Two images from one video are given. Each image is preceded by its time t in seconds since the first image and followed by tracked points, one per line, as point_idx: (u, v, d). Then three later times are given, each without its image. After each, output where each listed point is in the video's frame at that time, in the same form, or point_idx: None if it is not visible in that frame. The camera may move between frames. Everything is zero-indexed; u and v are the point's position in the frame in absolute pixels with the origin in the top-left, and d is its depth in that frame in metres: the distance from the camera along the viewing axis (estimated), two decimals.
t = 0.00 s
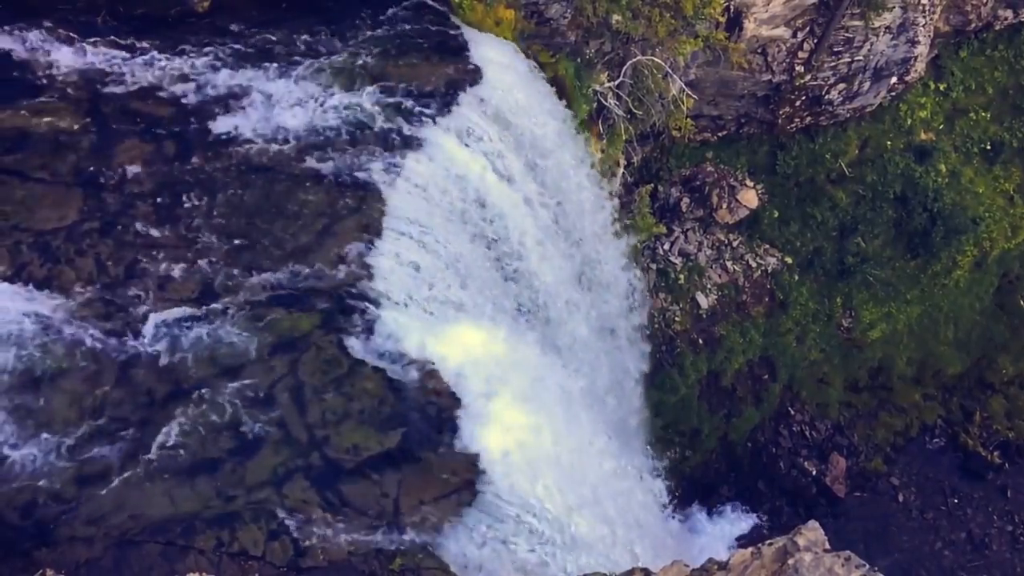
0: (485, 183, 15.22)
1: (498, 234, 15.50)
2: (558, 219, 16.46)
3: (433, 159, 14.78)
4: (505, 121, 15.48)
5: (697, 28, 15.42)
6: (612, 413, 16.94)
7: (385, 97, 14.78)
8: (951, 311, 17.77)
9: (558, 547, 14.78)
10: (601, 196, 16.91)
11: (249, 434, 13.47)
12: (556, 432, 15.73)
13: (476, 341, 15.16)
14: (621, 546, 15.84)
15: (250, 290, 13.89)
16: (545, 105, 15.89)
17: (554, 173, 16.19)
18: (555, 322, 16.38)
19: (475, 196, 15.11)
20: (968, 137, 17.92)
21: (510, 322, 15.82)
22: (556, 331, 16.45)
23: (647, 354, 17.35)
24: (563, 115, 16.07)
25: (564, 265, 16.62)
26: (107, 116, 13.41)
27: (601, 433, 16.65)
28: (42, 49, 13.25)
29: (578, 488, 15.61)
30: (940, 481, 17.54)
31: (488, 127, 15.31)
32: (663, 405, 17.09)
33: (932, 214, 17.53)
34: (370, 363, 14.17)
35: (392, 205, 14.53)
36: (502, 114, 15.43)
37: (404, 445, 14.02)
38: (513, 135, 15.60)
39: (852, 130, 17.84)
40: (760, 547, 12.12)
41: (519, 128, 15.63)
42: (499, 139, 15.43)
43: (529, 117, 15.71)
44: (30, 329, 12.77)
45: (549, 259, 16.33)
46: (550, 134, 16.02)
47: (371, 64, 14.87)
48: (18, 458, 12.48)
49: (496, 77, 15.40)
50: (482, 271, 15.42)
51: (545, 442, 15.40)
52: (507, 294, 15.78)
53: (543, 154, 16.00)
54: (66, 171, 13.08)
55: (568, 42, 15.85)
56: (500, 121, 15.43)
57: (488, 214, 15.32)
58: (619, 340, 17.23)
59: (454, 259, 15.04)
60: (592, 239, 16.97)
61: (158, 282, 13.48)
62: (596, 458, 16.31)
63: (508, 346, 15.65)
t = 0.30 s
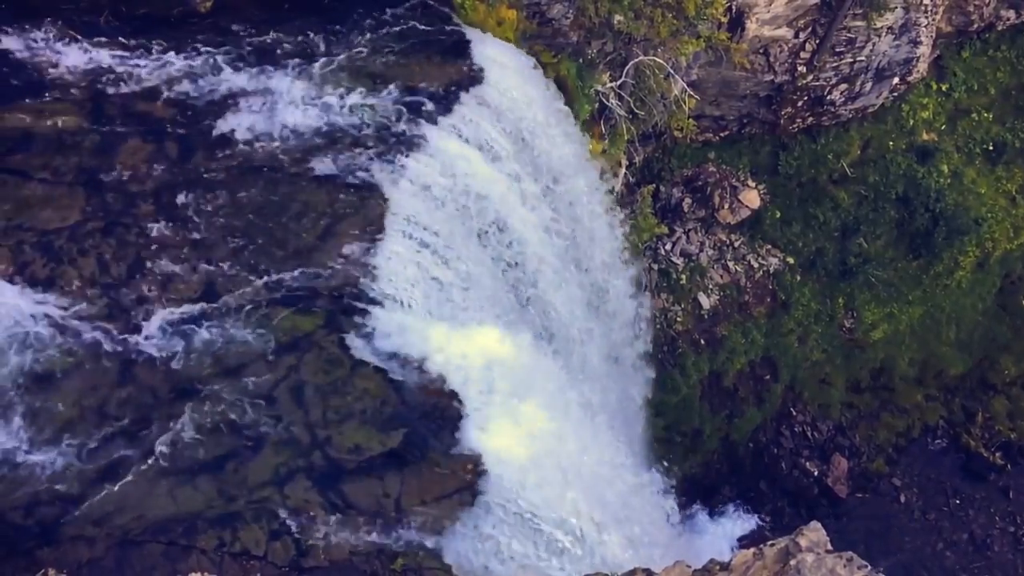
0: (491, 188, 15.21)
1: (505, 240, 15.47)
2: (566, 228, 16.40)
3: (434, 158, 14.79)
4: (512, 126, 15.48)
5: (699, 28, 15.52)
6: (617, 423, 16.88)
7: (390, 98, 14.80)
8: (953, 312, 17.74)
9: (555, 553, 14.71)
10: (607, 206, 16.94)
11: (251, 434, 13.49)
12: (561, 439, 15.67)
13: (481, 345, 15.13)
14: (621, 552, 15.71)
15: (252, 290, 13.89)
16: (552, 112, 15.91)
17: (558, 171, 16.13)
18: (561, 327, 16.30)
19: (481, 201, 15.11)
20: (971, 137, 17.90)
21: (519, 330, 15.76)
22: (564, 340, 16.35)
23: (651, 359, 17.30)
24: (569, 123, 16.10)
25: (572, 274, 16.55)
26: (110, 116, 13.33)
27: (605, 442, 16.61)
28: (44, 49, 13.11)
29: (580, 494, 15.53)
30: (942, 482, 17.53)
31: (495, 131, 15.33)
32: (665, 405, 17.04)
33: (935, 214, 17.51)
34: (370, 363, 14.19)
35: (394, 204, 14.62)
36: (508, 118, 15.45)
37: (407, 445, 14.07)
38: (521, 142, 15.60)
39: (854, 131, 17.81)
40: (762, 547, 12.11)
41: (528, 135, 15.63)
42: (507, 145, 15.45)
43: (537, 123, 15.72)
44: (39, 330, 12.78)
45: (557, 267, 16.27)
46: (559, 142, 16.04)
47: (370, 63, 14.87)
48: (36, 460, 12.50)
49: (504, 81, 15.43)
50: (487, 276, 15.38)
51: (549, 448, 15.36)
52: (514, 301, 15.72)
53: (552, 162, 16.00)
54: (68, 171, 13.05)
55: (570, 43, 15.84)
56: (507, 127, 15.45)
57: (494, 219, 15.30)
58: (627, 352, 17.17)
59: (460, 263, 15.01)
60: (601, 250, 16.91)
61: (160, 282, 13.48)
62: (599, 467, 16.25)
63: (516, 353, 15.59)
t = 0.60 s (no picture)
0: (495, 190, 15.19)
1: (509, 243, 15.46)
2: (568, 232, 16.45)
3: (438, 159, 14.73)
4: (517, 128, 15.49)
5: (702, 29, 15.48)
6: (620, 428, 16.81)
7: (393, 99, 14.76)
8: (955, 313, 17.75)
9: (558, 556, 14.58)
10: (608, 211, 17.06)
11: (253, 434, 13.50)
12: (564, 443, 15.57)
13: (485, 347, 15.07)
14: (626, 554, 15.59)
15: (254, 290, 13.88)
16: (556, 115, 15.96)
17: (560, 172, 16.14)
18: (564, 329, 16.29)
19: (485, 202, 15.10)
20: (973, 138, 17.89)
21: (522, 333, 15.73)
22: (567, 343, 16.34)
23: (652, 360, 17.37)
24: (572, 126, 16.18)
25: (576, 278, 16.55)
26: (112, 116, 13.45)
27: (609, 446, 16.48)
28: (48, 48, 13.38)
29: (584, 497, 15.44)
30: (944, 483, 17.49)
31: (500, 132, 15.31)
32: (668, 406, 17.14)
33: (937, 215, 17.52)
34: (373, 363, 14.19)
35: (397, 204, 14.54)
36: (512, 120, 15.43)
37: (409, 445, 14.10)
38: (525, 144, 15.63)
39: (857, 132, 17.81)
40: (765, 549, 12.10)
41: (532, 138, 15.68)
42: (512, 147, 15.44)
43: (541, 126, 15.77)
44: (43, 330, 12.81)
45: (560, 270, 16.27)
46: (563, 146, 16.12)
47: (373, 64, 14.87)
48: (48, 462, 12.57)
49: (508, 83, 15.43)
50: (491, 278, 15.36)
51: (552, 450, 15.30)
52: (517, 304, 15.70)
53: (556, 166, 16.07)
54: (70, 171, 13.14)
55: (572, 43, 15.86)
56: (511, 129, 15.44)
57: (499, 221, 15.28)
58: (628, 356, 17.19)
59: (463, 264, 15.00)
60: (602, 255, 16.98)
61: (163, 282, 13.48)
62: (603, 472, 16.14)
63: (520, 356, 15.53)
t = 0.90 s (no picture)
0: (499, 193, 15.20)
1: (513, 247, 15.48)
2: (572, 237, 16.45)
3: (440, 160, 14.73)
4: (520, 132, 15.51)
5: (704, 29, 15.50)
6: (622, 428, 16.83)
7: (395, 99, 14.81)
8: (958, 314, 17.71)
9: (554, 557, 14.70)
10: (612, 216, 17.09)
11: (255, 434, 13.53)
12: (566, 448, 15.57)
13: (489, 351, 15.07)
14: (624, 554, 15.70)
15: (255, 288, 13.88)
16: (561, 119, 15.98)
17: (563, 173, 16.10)
18: (566, 329, 16.28)
19: (489, 206, 15.10)
20: (975, 139, 17.88)
21: (525, 338, 15.74)
22: (570, 348, 16.36)
23: (654, 361, 17.35)
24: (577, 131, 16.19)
25: (579, 284, 16.56)
26: (115, 116, 13.45)
27: (610, 451, 16.48)
28: (49, 50, 13.29)
29: (584, 500, 15.46)
30: (946, 484, 17.47)
31: (504, 136, 15.34)
32: (670, 406, 17.15)
33: (940, 216, 17.50)
34: (375, 363, 14.21)
35: (400, 206, 14.51)
36: (516, 123, 15.47)
37: (411, 445, 14.10)
38: (530, 149, 15.65)
39: (859, 132, 17.82)
40: (766, 549, 12.04)
41: (537, 142, 15.70)
42: (516, 151, 15.48)
43: (546, 131, 15.78)
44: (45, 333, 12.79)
45: (563, 275, 16.28)
46: (568, 152, 16.13)
47: (374, 65, 14.89)
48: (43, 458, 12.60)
49: (513, 86, 15.46)
50: (494, 281, 15.36)
51: (554, 454, 15.30)
52: (521, 309, 15.71)
53: (560, 170, 16.06)
54: (73, 171, 13.17)
55: (574, 44, 15.85)
56: (515, 133, 15.48)
57: (502, 225, 15.30)
58: (630, 362, 17.19)
59: (467, 267, 14.98)
60: (606, 261, 16.98)
61: (165, 283, 13.49)
62: (603, 477, 16.12)
63: (523, 360, 15.53)
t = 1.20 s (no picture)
0: (501, 194, 15.31)
1: (513, 249, 15.57)
2: (574, 240, 16.52)
3: (441, 160, 14.81)
4: (524, 135, 15.58)
5: (706, 29, 15.49)
6: (624, 428, 16.85)
7: (397, 100, 14.82)
8: (960, 314, 17.67)
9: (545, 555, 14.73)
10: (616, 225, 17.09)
11: (257, 434, 13.55)
12: (566, 450, 15.56)
13: (490, 350, 15.11)
14: (625, 553, 15.73)
15: (257, 288, 13.93)
16: (566, 123, 16.07)
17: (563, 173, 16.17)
18: (568, 329, 16.33)
19: (489, 206, 15.20)
20: (978, 139, 17.85)
21: (528, 340, 15.77)
22: (572, 352, 16.38)
23: (656, 362, 17.29)
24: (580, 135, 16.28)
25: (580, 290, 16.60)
26: (117, 115, 13.34)
27: (610, 455, 16.42)
28: (52, 49, 13.12)
29: (586, 500, 15.50)
30: (948, 484, 17.47)
31: (508, 137, 15.42)
32: (672, 407, 17.14)
33: (942, 216, 17.45)
34: (377, 363, 14.24)
35: (400, 204, 14.61)
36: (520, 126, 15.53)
37: (414, 445, 14.08)
38: (533, 151, 15.73)
39: (861, 132, 17.80)
40: (768, 549, 12.07)
41: (541, 146, 15.79)
42: (520, 154, 15.57)
43: (550, 135, 15.88)
44: (47, 334, 12.82)
45: (565, 280, 16.34)
46: (571, 156, 16.22)
47: (377, 65, 14.85)
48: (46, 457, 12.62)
49: (518, 89, 15.53)
50: (495, 282, 15.43)
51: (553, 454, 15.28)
52: (522, 311, 15.78)
53: (562, 176, 16.15)
54: (75, 170, 13.10)
55: (576, 44, 15.85)
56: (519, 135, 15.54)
57: (503, 226, 15.41)
58: (632, 370, 17.17)
59: (467, 266, 15.09)
60: (609, 268, 16.98)
61: (167, 282, 13.51)
62: (603, 480, 16.05)
63: (525, 363, 15.55)
